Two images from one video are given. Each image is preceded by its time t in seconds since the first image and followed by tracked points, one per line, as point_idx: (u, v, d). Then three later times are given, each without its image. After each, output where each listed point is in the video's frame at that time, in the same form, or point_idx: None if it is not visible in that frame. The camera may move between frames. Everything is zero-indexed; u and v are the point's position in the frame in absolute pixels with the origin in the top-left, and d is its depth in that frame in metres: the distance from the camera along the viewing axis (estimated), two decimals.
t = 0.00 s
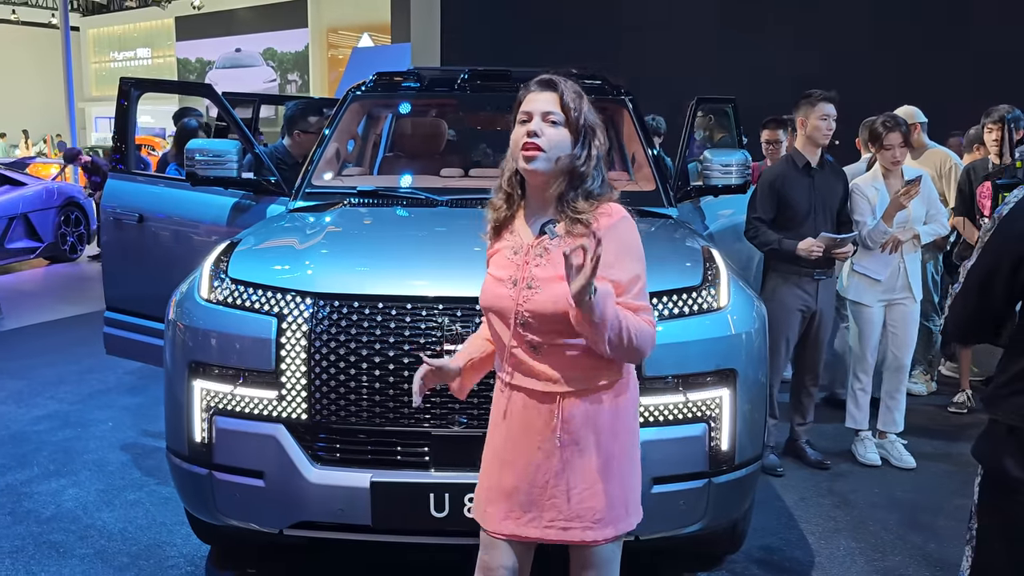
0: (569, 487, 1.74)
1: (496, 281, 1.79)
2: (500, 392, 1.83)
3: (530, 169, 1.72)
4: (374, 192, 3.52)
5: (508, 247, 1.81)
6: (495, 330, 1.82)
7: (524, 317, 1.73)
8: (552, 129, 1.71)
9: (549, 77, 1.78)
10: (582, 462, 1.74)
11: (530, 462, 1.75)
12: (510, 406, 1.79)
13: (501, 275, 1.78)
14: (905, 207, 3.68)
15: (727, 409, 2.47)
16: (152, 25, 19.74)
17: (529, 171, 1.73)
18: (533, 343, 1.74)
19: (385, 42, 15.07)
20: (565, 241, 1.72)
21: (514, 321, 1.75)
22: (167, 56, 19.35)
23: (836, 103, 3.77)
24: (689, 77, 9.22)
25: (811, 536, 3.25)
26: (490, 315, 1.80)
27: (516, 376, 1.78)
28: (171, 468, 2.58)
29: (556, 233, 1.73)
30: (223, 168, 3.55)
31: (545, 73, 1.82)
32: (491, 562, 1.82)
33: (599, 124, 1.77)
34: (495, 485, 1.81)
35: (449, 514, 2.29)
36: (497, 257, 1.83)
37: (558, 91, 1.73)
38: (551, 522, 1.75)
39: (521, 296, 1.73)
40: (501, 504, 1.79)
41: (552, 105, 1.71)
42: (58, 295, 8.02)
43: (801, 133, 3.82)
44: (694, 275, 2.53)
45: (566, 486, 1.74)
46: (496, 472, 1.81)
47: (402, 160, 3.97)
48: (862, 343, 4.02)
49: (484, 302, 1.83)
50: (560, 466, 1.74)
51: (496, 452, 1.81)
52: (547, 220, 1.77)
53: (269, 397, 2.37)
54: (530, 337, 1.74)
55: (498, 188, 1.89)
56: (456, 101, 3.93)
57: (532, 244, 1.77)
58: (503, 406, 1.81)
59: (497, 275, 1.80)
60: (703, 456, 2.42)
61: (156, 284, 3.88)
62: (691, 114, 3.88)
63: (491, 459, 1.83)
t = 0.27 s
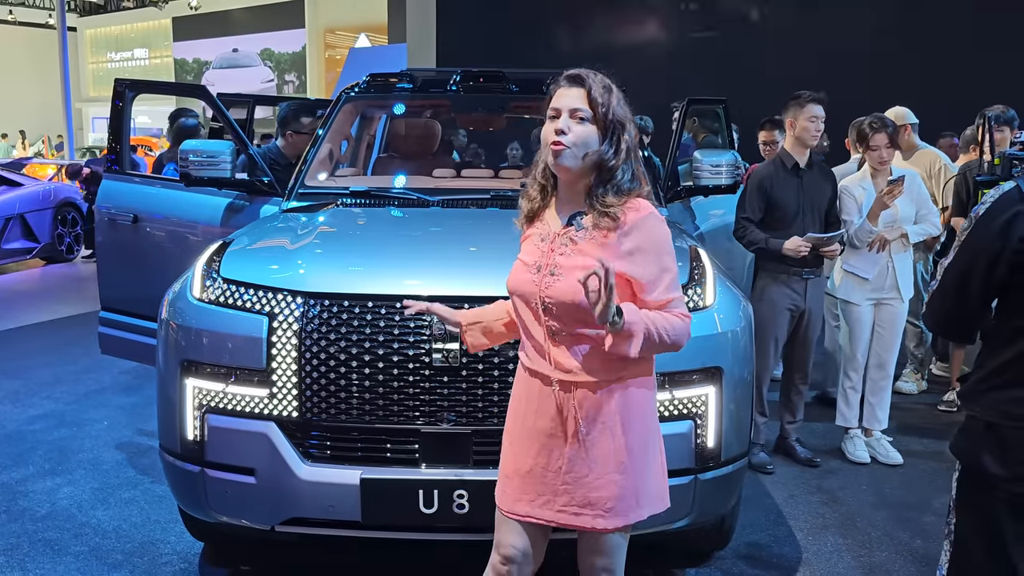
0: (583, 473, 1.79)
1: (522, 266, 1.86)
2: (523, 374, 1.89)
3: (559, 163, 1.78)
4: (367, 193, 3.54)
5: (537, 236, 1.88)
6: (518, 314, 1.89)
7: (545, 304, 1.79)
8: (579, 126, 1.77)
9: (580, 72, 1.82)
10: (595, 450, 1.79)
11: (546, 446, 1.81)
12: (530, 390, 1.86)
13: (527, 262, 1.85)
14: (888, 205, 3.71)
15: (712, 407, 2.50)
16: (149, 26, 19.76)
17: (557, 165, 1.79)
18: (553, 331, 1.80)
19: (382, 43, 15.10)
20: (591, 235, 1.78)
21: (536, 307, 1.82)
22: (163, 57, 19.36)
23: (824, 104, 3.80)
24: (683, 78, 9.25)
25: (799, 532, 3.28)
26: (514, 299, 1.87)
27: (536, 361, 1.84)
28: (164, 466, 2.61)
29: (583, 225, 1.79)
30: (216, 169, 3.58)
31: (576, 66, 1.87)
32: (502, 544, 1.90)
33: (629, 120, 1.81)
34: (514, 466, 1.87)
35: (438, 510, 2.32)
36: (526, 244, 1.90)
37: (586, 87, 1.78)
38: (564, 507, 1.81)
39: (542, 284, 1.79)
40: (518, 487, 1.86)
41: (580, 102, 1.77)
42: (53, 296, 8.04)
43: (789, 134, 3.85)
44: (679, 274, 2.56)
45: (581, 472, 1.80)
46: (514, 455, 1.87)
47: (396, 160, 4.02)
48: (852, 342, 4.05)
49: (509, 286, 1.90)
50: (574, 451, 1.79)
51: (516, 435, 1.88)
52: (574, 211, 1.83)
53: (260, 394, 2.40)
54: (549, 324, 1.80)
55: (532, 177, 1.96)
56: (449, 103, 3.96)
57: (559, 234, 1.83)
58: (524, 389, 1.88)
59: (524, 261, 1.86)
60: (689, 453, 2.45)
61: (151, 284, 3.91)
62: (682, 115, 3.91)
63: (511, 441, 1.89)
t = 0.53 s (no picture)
0: (582, 469, 1.82)
1: (528, 260, 1.89)
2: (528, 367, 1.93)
3: (572, 165, 1.81)
4: (361, 191, 3.56)
5: (546, 232, 1.91)
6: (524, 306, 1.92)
7: (546, 300, 1.81)
8: (597, 130, 1.79)
9: (604, 76, 1.85)
10: (595, 446, 1.81)
11: (548, 441, 1.85)
12: (534, 385, 1.89)
13: (533, 256, 1.88)
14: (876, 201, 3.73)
15: (702, 403, 2.52)
16: (143, 25, 19.72)
17: (571, 167, 1.81)
18: (554, 325, 1.82)
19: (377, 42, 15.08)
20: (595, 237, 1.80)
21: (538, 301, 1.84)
22: (157, 56, 19.32)
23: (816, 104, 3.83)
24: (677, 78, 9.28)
25: (790, 529, 3.31)
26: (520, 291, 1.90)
27: (540, 354, 1.87)
28: (158, 463, 2.62)
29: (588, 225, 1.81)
30: (210, 168, 3.59)
31: (603, 69, 1.89)
32: (512, 537, 1.92)
33: (648, 129, 1.83)
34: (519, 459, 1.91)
35: (430, 506, 2.34)
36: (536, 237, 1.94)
37: (609, 92, 1.81)
38: (564, 502, 1.84)
39: (545, 280, 1.81)
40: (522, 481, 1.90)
41: (600, 106, 1.79)
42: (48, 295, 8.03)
43: (782, 134, 3.89)
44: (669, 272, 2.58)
45: (581, 467, 1.82)
46: (520, 448, 1.91)
47: (389, 160, 4.03)
48: (843, 339, 4.09)
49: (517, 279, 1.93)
50: (574, 447, 1.82)
51: (522, 428, 1.92)
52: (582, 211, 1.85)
53: (253, 392, 2.42)
54: (551, 319, 1.83)
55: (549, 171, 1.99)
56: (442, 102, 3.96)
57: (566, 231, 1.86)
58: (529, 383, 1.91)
59: (531, 255, 1.89)
60: (679, 449, 2.47)
61: (144, 283, 3.92)
62: (674, 115, 3.94)
63: (517, 435, 1.93)
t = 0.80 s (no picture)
0: (581, 465, 1.84)
1: (527, 263, 1.91)
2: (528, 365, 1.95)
3: (567, 175, 1.82)
4: (354, 189, 3.58)
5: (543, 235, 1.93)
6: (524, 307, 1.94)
7: (544, 301, 1.84)
8: (589, 140, 1.81)
9: (591, 82, 1.84)
10: (593, 443, 1.83)
11: (546, 437, 1.86)
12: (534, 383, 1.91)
13: (531, 259, 1.90)
14: (866, 200, 3.75)
15: (693, 401, 2.54)
16: (135, 25, 19.66)
17: (566, 176, 1.83)
18: (553, 326, 1.84)
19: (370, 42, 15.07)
20: (590, 239, 1.81)
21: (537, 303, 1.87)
22: (150, 56, 19.26)
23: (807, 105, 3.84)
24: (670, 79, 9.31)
25: (780, 526, 3.33)
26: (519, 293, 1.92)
27: (539, 353, 1.89)
28: (151, 461, 2.62)
29: (584, 228, 1.83)
30: (202, 168, 3.60)
31: (588, 74, 1.88)
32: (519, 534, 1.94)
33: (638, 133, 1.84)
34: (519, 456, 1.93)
35: (422, 503, 2.36)
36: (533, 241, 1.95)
37: (597, 102, 1.80)
38: (563, 498, 1.85)
39: (544, 282, 1.83)
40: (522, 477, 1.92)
41: (591, 117, 1.80)
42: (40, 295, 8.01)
43: (772, 134, 3.90)
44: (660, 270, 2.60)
45: (580, 463, 1.84)
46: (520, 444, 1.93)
47: (382, 160, 4.04)
48: (833, 338, 4.11)
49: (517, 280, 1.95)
50: (572, 443, 1.84)
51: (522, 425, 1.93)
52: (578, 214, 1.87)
53: (246, 390, 2.43)
54: (549, 319, 1.85)
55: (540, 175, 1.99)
56: (434, 103, 3.97)
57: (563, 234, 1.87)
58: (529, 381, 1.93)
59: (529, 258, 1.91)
60: (670, 446, 2.49)
61: (137, 282, 3.92)
62: (666, 115, 3.95)
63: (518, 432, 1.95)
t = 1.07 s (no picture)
0: (583, 462, 1.85)
1: (519, 264, 1.90)
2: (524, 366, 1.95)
3: (568, 180, 1.83)
4: (348, 189, 3.59)
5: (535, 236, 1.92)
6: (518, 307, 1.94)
7: (541, 303, 1.84)
8: (596, 148, 1.82)
9: (603, 89, 1.85)
10: (594, 439, 1.85)
11: (547, 436, 1.87)
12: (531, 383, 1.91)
13: (524, 261, 1.89)
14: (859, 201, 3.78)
15: (685, 399, 2.56)
16: (128, 26, 19.62)
17: (566, 180, 1.84)
18: (550, 327, 1.85)
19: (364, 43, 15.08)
20: (587, 243, 1.82)
21: (533, 304, 1.87)
22: (142, 56, 19.22)
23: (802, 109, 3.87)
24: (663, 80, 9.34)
25: (772, 524, 3.35)
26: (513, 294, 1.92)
27: (536, 354, 1.90)
28: (145, 461, 2.63)
29: (579, 231, 1.83)
30: (196, 168, 3.60)
31: (598, 80, 1.89)
32: (522, 526, 1.93)
33: (642, 145, 1.88)
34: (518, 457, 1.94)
35: (416, 501, 2.37)
36: (523, 241, 1.94)
37: (609, 111, 1.82)
38: (566, 496, 1.86)
39: (540, 285, 1.84)
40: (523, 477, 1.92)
41: (599, 126, 1.81)
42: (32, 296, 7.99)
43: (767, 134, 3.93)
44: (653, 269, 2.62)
45: (582, 460, 1.85)
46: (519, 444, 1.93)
47: (376, 160, 4.05)
48: (824, 338, 4.14)
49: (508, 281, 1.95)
50: (573, 440, 1.85)
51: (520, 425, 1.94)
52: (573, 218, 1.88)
53: (240, 389, 2.43)
54: (546, 320, 1.85)
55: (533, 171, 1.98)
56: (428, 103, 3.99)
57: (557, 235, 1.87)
58: (526, 381, 1.93)
59: (522, 259, 1.91)
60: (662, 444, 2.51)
61: (130, 282, 3.92)
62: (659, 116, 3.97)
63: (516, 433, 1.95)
